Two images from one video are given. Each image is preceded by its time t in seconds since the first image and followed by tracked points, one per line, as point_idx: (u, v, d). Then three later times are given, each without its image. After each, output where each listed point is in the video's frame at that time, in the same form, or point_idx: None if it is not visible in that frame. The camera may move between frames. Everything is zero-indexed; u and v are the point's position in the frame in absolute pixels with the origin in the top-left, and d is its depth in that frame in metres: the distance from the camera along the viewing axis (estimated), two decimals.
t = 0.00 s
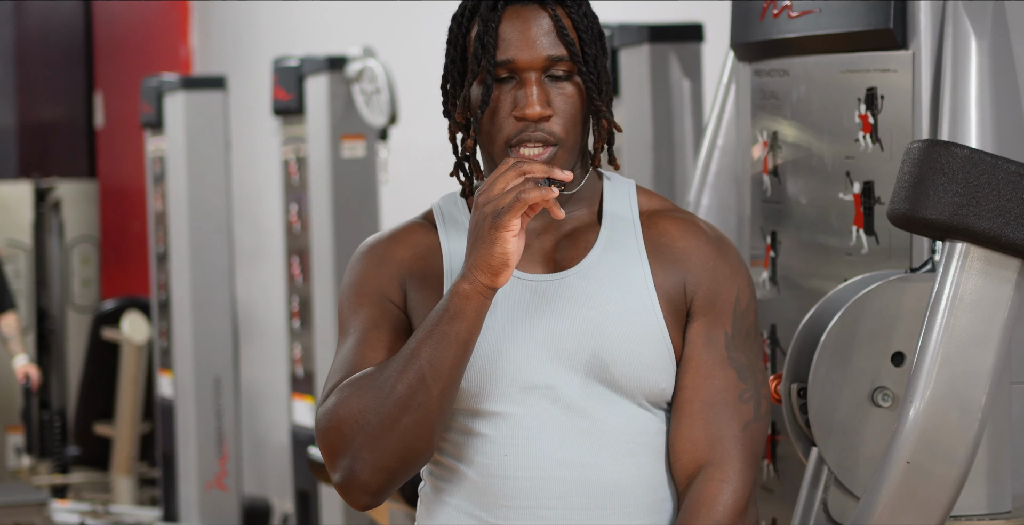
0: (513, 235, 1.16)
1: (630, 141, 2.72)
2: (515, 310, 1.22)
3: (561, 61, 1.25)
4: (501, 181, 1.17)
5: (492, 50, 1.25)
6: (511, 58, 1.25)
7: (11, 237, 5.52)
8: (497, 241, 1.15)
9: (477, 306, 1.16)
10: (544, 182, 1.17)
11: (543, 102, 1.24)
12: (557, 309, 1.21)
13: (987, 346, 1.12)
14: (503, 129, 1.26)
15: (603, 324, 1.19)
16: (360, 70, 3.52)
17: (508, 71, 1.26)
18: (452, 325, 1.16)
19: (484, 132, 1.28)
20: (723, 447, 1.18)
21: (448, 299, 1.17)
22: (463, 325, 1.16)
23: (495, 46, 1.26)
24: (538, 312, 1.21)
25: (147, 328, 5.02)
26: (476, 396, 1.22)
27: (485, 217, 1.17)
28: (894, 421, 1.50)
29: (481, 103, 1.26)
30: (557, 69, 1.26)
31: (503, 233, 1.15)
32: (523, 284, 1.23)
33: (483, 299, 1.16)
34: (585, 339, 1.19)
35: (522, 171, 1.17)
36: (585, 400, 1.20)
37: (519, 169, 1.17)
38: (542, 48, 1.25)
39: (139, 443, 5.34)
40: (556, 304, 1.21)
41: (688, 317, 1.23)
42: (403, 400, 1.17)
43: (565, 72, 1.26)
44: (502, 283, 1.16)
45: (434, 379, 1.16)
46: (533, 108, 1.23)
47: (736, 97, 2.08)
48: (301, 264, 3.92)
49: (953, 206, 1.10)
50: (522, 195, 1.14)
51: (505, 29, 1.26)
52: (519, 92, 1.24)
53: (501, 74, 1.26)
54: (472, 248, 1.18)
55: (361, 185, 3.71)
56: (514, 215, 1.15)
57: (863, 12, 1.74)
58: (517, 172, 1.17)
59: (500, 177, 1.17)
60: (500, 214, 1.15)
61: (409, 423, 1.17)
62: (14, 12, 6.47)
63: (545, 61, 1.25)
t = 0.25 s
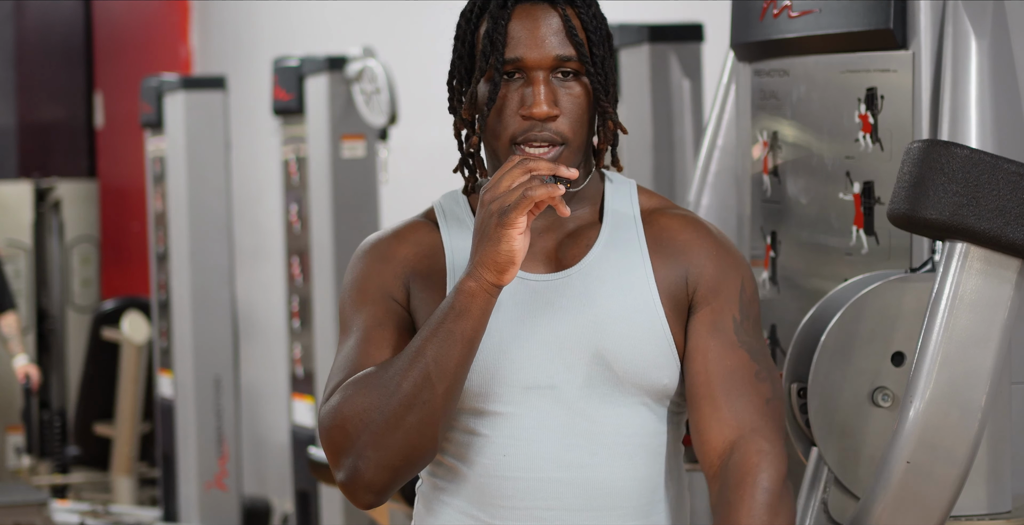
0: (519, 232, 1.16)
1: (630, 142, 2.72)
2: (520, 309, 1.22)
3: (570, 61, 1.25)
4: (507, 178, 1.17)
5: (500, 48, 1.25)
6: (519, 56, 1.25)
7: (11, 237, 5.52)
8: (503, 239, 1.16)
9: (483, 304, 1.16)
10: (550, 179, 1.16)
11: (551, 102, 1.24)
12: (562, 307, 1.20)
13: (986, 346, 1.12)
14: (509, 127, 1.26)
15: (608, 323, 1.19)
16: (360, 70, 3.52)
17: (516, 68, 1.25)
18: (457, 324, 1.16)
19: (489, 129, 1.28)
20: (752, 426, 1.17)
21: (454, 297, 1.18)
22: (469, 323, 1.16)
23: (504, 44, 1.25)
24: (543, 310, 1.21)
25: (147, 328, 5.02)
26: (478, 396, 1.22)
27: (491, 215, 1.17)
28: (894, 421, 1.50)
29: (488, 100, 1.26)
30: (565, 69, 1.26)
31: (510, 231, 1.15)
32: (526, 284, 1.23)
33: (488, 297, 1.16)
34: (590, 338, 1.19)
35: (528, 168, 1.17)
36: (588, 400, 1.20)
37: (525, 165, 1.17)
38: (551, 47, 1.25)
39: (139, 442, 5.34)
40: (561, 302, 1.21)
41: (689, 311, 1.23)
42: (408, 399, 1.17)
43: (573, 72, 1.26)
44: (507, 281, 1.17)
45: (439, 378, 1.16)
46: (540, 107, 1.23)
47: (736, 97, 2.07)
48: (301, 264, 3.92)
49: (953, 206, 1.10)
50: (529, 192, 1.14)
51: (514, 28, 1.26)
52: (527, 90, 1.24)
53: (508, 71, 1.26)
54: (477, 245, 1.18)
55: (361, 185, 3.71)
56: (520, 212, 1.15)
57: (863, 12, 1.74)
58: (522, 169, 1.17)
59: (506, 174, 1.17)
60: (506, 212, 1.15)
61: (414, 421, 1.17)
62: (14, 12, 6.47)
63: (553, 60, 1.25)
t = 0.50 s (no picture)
0: (509, 238, 1.15)
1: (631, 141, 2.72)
2: (516, 312, 1.22)
3: (562, 58, 1.25)
4: (497, 185, 1.17)
5: (493, 46, 1.25)
6: (511, 54, 1.25)
7: (11, 237, 5.52)
8: (492, 245, 1.15)
9: (473, 310, 1.16)
10: (541, 184, 1.16)
11: (543, 99, 1.23)
12: (557, 311, 1.21)
13: (986, 346, 1.12)
14: (502, 125, 1.25)
15: (603, 326, 1.19)
16: (360, 70, 3.52)
17: (509, 67, 1.26)
18: (448, 329, 1.16)
19: (484, 128, 1.28)
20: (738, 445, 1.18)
21: (446, 302, 1.17)
22: (460, 328, 1.16)
23: (496, 42, 1.25)
24: (538, 313, 1.21)
25: (147, 328, 5.01)
26: (475, 398, 1.22)
27: (481, 220, 1.17)
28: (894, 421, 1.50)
29: (481, 99, 1.26)
30: (558, 67, 1.26)
31: (499, 237, 1.15)
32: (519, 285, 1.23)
33: (479, 303, 1.16)
34: (585, 341, 1.19)
35: (518, 174, 1.17)
36: (583, 402, 1.20)
37: (515, 172, 1.17)
38: (543, 45, 1.25)
39: (139, 442, 5.34)
40: (556, 305, 1.21)
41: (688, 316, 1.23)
42: (400, 403, 1.17)
43: (566, 69, 1.26)
44: (497, 287, 1.16)
45: (431, 382, 1.16)
46: (533, 104, 1.23)
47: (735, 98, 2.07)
48: (301, 264, 3.92)
49: (953, 206, 1.10)
50: (517, 198, 1.14)
51: (507, 26, 1.26)
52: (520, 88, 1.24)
53: (501, 70, 1.26)
54: (468, 251, 1.18)
55: (361, 184, 3.71)
56: (509, 218, 1.14)
57: (863, 12, 1.74)
58: (512, 175, 1.17)
59: (496, 180, 1.17)
60: (495, 218, 1.15)
61: (407, 425, 1.17)
62: (14, 11, 6.47)
63: (546, 58, 1.25)
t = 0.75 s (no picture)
0: (506, 237, 1.15)
1: (630, 141, 2.72)
2: (515, 309, 1.22)
3: (564, 53, 1.25)
4: (496, 183, 1.17)
5: (495, 41, 1.25)
6: (514, 49, 1.25)
7: (11, 237, 5.52)
8: (489, 244, 1.15)
9: (469, 308, 1.15)
10: (539, 184, 1.16)
11: (547, 92, 1.23)
12: (554, 308, 1.21)
13: (987, 346, 1.12)
14: (506, 121, 1.25)
15: (601, 324, 1.19)
16: (360, 70, 3.52)
17: (511, 62, 1.26)
18: (444, 327, 1.16)
19: (487, 125, 1.28)
20: (744, 439, 1.19)
21: (442, 300, 1.17)
22: (456, 326, 1.15)
23: (498, 38, 1.26)
24: (536, 311, 1.21)
25: (147, 328, 5.01)
26: (474, 396, 1.22)
27: (479, 219, 1.16)
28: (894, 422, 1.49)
29: (484, 95, 1.26)
30: (560, 61, 1.26)
31: (495, 235, 1.14)
32: (518, 281, 1.23)
33: (475, 301, 1.16)
34: (583, 339, 1.19)
35: (516, 173, 1.16)
36: (580, 400, 1.19)
37: (514, 170, 1.16)
38: (545, 40, 1.25)
39: (139, 442, 5.34)
40: (554, 302, 1.21)
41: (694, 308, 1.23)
42: (395, 400, 1.17)
43: (568, 64, 1.26)
44: (494, 286, 1.15)
45: (426, 380, 1.16)
46: (536, 98, 1.22)
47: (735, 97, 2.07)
48: (301, 264, 3.92)
49: (953, 206, 1.10)
50: (514, 197, 1.13)
51: (507, 23, 1.26)
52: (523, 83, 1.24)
53: (504, 65, 1.26)
54: (466, 249, 1.17)
55: (361, 184, 3.71)
56: (505, 217, 1.13)
57: (863, 12, 1.74)
58: (511, 174, 1.16)
59: (495, 179, 1.17)
60: (492, 217, 1.14)
61: (402, 422, 1.17)
62: (14, 11, 6.47)
63: (548, 52, 1.25)
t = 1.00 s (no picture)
0: (515, 231, 1.15)
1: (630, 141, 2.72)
2: (518, 305, 1.22)
3: (566, 56, 1.25)
4: (503, 178, 1.17)
5: (496, 45, 1.25)
6: (515, 52, 1.25)
7: (11, 237, 5.52)
8: (498, 238, 1.15)
9: (477, 303, 1.16)
10: (547, 179, 1.16)
11: (549, 96, 1.23)
12: (559, 304, 1.20)
13: (986, 346, 1.12)
14: (506, 124, 1.25)
15: (605, 320, 1.19)
16: (360, 70, 3.52)
17: (512, 65, 1.25)
18: (450, 322, 1.16)
19: (487, 128, 1.28)
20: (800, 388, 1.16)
21: (448, 295, 1.17)
22: (462, 322, 1.15)
23: (499, 41, 1.25)
24: (540, 307, 1.21)
25: (147, 328, 5.00)
26: (476, 395, 1.22)
27: (487, 214, 1.16)
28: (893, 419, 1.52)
29: (486, 98, 1.25)
30: (561, 65, 1.26)
31: (505, 230, 1.15)
32: (520, 280, 1.23)
33: (483, 296, 1.16)
34: (588, 336, 1.19)
35: (525, 168, 1.16)
36: (585, 398, 1.19)
37: (523, 165, 1.16)
38: (546, 43, 1.25)
39: (139, 442, 5.34)
40: (558, 298, 1.21)
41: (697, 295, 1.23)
42: (401, 396, 1.16)
43: (569, 67, 1.26)
44: (502, 281, 1.16)
45: (434, 375, 1.16)
46: (539, 102, 1.22)
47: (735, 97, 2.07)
48: (301, 264, 3.92)
49: (953, 206, 1.10)
50: (524, 192, 1.13)
51: (508, 26, 1.26)
52: (524, 86, 1.24)
53: (504, 68, 1.25)
54: (473, 244, 1.18)
55: (361, 184, 3.70)
56: (516, 211, 1.14)
57: (862, 12, 1.74)
58: (520, 168, 1.17)
59: (503, 174, 1.17)
60: (502, 211, 1.15)
61: (409, 418, 1.17)
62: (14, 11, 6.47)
63: (550, 55, 1.25)
